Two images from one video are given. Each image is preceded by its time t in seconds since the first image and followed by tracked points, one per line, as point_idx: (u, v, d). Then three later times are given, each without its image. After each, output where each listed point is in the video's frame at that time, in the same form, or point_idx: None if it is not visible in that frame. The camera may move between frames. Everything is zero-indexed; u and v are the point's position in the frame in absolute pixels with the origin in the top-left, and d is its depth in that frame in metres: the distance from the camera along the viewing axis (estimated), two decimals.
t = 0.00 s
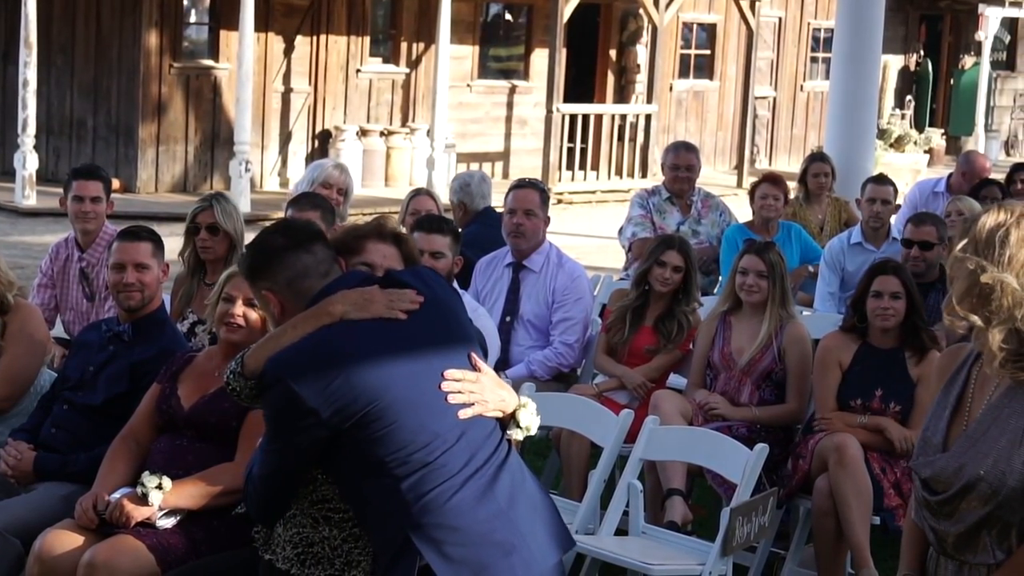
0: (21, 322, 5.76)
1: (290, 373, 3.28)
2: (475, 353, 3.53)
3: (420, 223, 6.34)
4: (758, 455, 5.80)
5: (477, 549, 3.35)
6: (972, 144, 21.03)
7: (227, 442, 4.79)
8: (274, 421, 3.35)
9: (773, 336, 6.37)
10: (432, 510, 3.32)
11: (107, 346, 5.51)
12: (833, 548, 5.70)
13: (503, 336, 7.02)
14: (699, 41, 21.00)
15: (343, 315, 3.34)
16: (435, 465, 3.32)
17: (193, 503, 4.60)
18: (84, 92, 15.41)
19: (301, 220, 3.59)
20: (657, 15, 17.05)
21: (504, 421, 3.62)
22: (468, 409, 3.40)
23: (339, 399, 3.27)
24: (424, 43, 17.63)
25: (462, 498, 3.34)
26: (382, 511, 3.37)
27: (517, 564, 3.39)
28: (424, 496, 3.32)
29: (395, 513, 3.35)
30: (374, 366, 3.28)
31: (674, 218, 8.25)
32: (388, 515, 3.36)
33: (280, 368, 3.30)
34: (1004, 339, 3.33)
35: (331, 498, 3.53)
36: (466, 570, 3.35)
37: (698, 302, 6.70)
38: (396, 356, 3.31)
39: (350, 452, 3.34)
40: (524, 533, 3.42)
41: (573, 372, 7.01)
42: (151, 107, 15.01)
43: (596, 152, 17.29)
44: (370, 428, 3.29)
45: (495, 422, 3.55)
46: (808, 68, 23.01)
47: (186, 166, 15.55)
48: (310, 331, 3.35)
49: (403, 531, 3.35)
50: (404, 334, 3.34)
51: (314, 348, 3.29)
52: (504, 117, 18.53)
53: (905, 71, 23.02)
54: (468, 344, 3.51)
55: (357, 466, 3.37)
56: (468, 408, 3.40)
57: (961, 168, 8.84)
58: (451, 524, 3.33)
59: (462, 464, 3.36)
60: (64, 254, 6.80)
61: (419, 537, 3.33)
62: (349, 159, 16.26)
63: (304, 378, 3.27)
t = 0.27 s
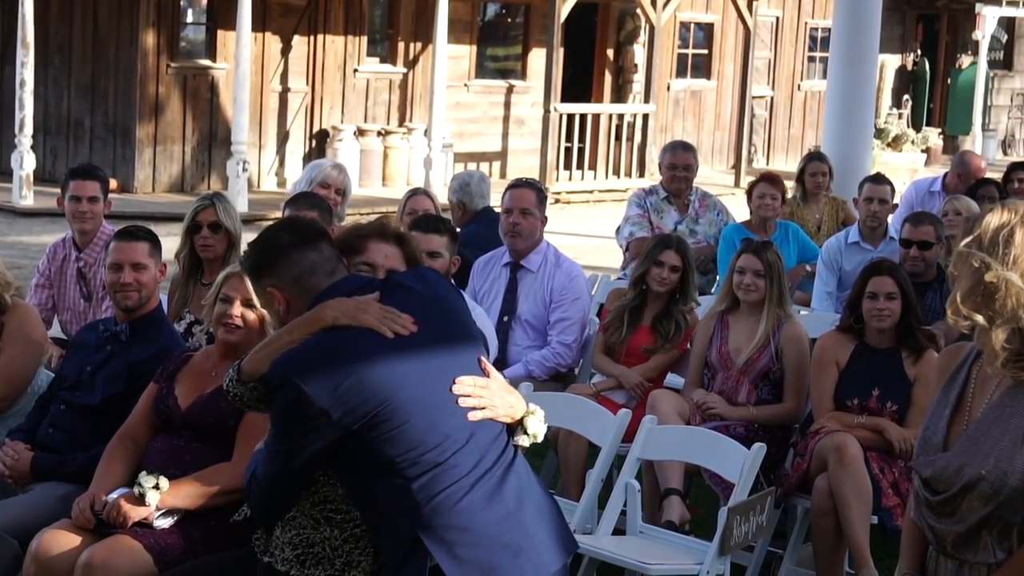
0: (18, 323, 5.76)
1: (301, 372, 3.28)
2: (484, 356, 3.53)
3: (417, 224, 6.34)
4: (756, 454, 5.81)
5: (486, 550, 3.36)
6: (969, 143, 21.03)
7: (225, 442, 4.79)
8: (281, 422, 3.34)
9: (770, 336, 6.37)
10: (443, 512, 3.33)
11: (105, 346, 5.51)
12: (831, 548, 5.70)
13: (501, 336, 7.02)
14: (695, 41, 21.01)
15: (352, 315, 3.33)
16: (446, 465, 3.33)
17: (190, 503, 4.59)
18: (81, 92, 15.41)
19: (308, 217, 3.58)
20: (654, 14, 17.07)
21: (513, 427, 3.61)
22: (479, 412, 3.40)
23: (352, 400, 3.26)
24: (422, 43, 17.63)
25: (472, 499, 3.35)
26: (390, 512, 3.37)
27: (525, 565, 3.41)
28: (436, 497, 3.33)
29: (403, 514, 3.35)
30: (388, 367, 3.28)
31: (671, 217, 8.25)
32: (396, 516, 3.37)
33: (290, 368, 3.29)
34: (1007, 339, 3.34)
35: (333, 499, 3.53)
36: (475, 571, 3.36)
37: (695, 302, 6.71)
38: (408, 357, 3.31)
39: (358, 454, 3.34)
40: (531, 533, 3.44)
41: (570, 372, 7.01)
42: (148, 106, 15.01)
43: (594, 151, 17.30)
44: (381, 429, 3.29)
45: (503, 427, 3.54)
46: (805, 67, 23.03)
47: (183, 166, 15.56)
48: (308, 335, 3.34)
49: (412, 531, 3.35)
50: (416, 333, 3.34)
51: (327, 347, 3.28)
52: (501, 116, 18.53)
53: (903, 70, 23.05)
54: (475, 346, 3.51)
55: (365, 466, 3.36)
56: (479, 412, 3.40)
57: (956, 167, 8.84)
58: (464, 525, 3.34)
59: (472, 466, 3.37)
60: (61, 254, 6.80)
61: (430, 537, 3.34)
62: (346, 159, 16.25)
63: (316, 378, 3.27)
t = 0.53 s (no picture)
0: (14, 323, 5.76)
1: (312, 368, 3.27)
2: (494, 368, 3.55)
3: (413, 223, 6.34)
4: (752, 453, 5.81)
5: (498, 550, 3.36)
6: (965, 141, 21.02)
7: (221, 441, 4.78)
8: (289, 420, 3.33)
9: (767, 335, 6.38)
10: (453, 511, 3.33)
11: (101, 346, 5.51)
12: (829, 547, 5.71)
13: (498, 335, 7.02)
14: (692, 40, 21.00)
15: (359, 318, 3.33)
16: (457, 464, 3.34)
17: (186, 503, 4.59)
18: (77, 93, 15.41)
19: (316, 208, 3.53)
20: (650, 13, 17.06)
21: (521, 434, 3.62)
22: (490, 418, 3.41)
23: (366, 395, 3.25)
24: (418, 43, 17.61)
25: (482, 499, 3.35)
26: (400, 509, 3.37)
27: (531, 566, 3.41)
28: (446, 496, 3.32)
29: (413, 513, 3.35)
30: (402, 363, 3.28)
31: (668, 216, 8.25)
32: (405, 514, 3.36)
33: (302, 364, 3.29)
34: (1008, 338, 3.35)
35: (334, 498, 3.52)
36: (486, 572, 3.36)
37: (691, 300, 6.70)
38: (420, 354, 3.31)
39: (366, 454, 3.34)
40: (537, 535, 3.45)
41: (567, 371, 7.01)
42: (145, 105, 15.00)
43: (591, 151, 17.30)
44: (395, 426, 3.28)
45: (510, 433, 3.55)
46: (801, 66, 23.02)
47: (179, 166, 15.55)
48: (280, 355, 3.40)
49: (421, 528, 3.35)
50: (427, 331, 3.35)
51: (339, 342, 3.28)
52: (498, 115, 18.50)
53: (899, 69, 23.05)
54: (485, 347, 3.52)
55: (372, 465, 3.36)
56: (490, 418, 3.41)
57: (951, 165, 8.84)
58: (474, 525, 3.34)
59: (481, 465, 3.38)
60: (58, 254, 6.81)
61: (439, 535, 3.33)
62: (343, 159, 16.23)
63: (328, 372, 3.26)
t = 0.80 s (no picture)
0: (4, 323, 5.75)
1: (331, 357, 3.21)
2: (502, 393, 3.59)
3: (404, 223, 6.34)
4: (743, 452, 5.82)
5: (496, 548, 3.39)
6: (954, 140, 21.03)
7: (212, 442, 4.78)
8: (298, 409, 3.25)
9: (757, 334, 6.39)
10: (457, 508, 3.34)
11: (90, 346, 5.50)
12: (820, 545, 5.72)
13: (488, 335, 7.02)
14: (682, 39, 20.98)
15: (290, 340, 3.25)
16: (462, 460, 3.36)
17: (176, 503, 4.59)
18: (66, 91, 15.39)
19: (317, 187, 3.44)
20: (641, 12, 17.07)
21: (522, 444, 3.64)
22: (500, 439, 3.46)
23: (388, 386, 3.23)
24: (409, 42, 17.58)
25: (485, 497, 3.38)
26: (404, 504, 3.35)
27: (526, 564, 3.45)
28: (451, 492, 3.33)
29: (417, 508, 3.34)
30: (415, 357, 3.28)
31: (659, 214, 8.26)
32: (408, 509, 3.35)
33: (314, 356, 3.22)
34: (1001, 337, 3.38)
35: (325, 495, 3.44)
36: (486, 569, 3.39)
37: (681, 299, 6.71)
38: (434, 348, 3.32)
39: (372, 447, 3.31)
40: (530, 534, 3.49)
41: (557, 370, 7.01)
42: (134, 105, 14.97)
43: (582, 149, 17.32)
44: (408, 419, 3.28)
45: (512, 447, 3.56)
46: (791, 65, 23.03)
47: (169, 165, 15.52)
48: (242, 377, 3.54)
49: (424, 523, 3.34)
50: (433, 325, 3.35)
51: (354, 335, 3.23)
52: (488, 115, 18.47)
53: (887, 66, 23.07)
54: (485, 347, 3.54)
55: (372, 459, 3.34)
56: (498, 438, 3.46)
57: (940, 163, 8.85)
58: (476, 521, 3.36)
59: (482, 465, 3.40)
60: (47, 254, 6.79)
61: (442, 530, 3.34)
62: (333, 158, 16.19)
63: (349, 363, 3.21)
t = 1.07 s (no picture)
0: None
1: (357, 336, 3.15)
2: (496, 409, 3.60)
3: (387, 223, 6.34)
4: (726, 451, 5.83)
5: (492, 547, 3.34)
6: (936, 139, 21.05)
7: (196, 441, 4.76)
8: (315, 390, 3.17)
9: (740, 332, 6.40)
10: (459, 504, 3.28)
11: (73, 346, 5.48)
12: (802, 542, 5.73)
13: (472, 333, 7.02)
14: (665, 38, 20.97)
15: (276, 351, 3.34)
16: (464, 456, 3.30)
17: (161, 504, 4.53)
18: (48, 91, 15.34)
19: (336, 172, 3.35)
20: (624, 11, 17.06)
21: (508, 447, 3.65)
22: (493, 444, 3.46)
23: (411, 373, 3.19)
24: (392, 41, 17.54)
25: (483, 496, 3.33)
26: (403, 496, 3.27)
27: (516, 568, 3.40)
28: (454, 487, 3.28)
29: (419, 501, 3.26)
30: (430, 346, 3.23)
31: (642, 213, 8.26)
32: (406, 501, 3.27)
33: (334, 338, 3.16)
34: (986, 335, 3.28)
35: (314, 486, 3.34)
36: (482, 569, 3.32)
37: (664, 298, 6.71)
38: (446, 339, 3.28)
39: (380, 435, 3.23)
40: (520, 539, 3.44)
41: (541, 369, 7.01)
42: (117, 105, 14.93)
43: (565, 148, 17.29)
44: (422, 407, 3.22)
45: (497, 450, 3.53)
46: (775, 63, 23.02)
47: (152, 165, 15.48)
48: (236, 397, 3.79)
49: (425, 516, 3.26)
50: (442, 316, 3.31)
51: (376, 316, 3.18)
52: (472, 113, 18.44)
53: (871, 65, 23.05)
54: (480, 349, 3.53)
55: (371, 448, 3.26)
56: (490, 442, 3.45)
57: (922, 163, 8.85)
58: (474, 517, 3.31)
59: (480, 463, 3.36)
60: (29, 254, 6.78)
61: (444, 524, 3.27)
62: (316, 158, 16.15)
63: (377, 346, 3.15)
